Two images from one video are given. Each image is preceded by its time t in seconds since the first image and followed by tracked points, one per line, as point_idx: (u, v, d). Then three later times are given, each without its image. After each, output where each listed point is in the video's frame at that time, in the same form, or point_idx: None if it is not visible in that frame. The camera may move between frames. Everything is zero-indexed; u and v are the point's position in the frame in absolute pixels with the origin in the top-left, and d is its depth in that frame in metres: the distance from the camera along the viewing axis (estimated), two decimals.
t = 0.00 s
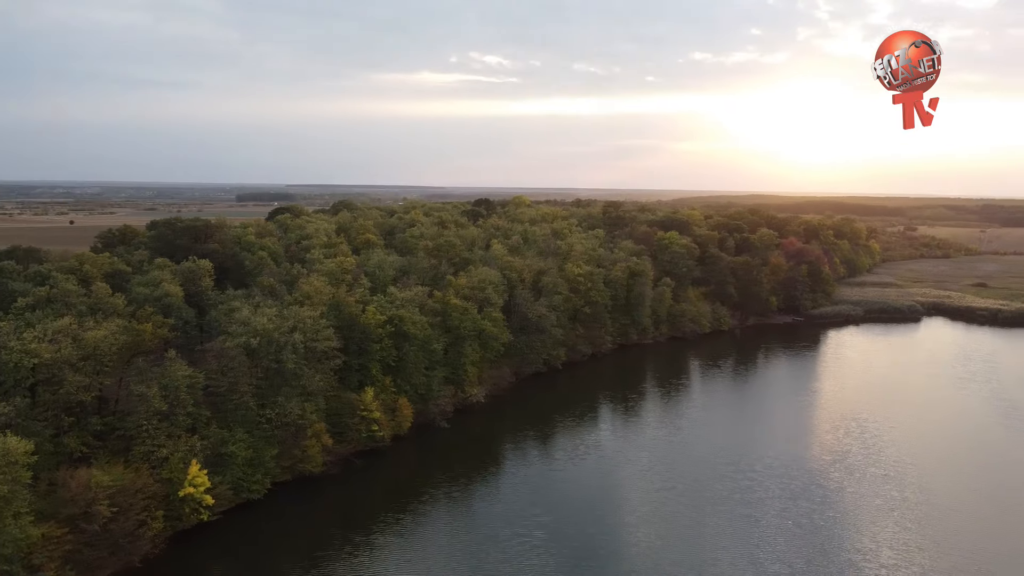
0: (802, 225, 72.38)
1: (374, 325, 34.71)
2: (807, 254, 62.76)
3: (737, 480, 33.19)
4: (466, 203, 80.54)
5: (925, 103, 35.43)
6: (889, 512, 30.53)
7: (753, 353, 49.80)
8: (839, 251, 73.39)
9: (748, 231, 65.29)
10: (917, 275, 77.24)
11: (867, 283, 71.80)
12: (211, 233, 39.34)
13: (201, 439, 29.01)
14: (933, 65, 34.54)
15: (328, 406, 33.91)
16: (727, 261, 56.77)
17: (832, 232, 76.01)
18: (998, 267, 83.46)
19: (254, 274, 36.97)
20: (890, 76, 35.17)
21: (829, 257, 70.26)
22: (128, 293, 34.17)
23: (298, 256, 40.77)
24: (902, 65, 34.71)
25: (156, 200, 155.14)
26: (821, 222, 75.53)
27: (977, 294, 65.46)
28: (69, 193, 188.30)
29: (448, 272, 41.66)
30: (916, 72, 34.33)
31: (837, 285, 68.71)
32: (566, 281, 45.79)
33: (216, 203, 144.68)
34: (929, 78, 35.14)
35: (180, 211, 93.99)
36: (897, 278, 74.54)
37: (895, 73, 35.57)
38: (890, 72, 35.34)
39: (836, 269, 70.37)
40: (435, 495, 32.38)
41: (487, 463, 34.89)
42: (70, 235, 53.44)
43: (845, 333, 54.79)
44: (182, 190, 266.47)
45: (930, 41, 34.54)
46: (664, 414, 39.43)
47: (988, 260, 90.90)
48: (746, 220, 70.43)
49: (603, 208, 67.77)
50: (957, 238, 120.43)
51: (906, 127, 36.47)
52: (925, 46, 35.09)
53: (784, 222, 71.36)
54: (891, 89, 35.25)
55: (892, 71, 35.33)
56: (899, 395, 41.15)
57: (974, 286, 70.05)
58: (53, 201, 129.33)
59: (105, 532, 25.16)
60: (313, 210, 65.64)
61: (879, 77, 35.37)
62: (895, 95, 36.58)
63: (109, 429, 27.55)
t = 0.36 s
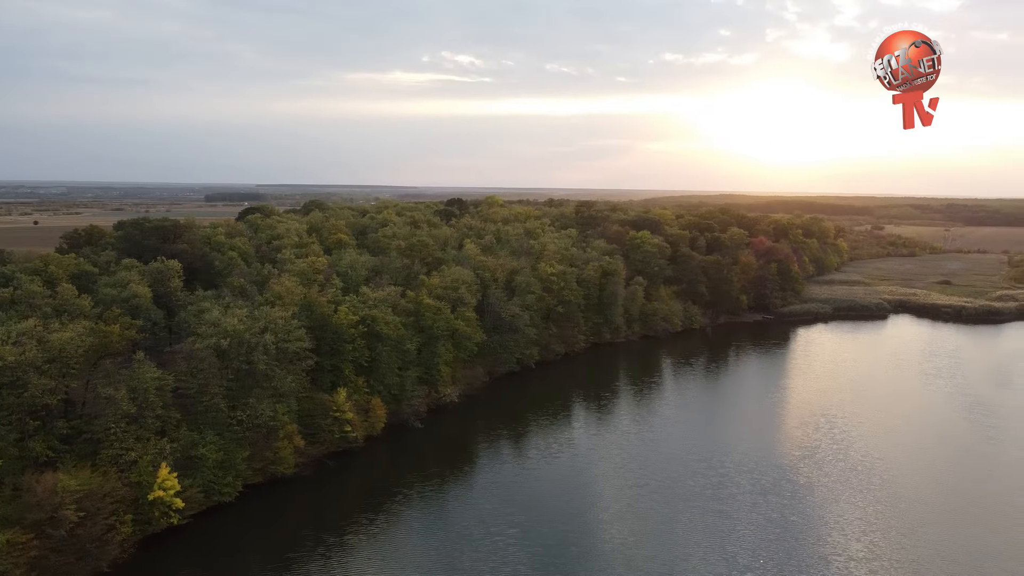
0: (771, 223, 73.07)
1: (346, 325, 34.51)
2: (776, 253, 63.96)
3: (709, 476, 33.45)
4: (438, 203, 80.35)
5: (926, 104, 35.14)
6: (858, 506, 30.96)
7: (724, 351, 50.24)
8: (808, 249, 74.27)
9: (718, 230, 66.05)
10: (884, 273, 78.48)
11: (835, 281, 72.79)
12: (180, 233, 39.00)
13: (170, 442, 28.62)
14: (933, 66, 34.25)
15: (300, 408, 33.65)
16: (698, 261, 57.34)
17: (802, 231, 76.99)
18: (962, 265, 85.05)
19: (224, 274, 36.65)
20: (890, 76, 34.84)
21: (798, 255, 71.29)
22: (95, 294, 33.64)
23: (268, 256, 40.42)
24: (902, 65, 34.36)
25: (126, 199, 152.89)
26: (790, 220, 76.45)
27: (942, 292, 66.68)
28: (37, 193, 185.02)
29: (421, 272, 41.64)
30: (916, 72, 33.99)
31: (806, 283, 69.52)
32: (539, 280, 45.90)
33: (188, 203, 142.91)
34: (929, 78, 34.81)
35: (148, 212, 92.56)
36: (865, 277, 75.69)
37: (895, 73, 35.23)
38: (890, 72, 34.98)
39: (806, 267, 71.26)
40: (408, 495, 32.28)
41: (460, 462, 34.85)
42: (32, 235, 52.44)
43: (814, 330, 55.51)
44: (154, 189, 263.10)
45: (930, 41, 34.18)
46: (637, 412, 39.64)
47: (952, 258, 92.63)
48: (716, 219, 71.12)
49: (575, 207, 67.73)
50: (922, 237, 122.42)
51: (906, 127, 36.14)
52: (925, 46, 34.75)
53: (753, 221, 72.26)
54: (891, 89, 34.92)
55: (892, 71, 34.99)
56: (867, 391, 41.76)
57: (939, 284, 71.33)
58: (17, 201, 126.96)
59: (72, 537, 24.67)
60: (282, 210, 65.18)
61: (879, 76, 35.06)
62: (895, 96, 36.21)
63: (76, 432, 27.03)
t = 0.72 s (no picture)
0: (739, 222, 74.16)
1: (315, 325, 34.24)
2: (744, 252, 64.41)
3: (679, 472, 33.73)
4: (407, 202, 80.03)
5: (926, 104, 34.49)
6: (824, 501, 31.40)
7: (693, 348, 50.69)
8: (775, 248, 75.24)
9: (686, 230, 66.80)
10: (849, 272, 79.82)
11: (801, 279, 73.88)
12: (145, 233, 38.48)
13: (136, 445, 28.13)
14: (933, 66, 33.65)
15: (269, 409, 33.29)
16: (666, 260, 57.95)
17: (768, 230, 77.98)
18: (923, 263, 86.79)
19: (191, 275, 36.25)
20: (890, 76, 34.22)
21: (765, 254, 72.20)
22: (57, 295, 33.02)
23: (236, 256, 40.02)
24: (902, 65, 33.75)
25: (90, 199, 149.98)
26: (758, 220, 76.93)
27: (905, 289, 67.97)
28: None
29: (391, 272, 41.49)
30: (915, 72, 33.44)
31: (773, 281, 70.40)
32: (510, 279, 45.97)
33: (156, 203, 140.59)
34: (929, 78, 34.17)
35: (105, 211, 90.83)
36: (830, 275, 76.88)
37: (895, 73, 34.54)
38: (889, 72, 34.37)
39: (772, 266, 72.20)
40: (378, 495, 32.15)
41: (431, 462, 34.77)
42: None
43: (781, 328, 56.26)
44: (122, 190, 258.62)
45: (930, 42, 33.53)
46: (607, 410, 39.84)
47: (914, 257, 94.47)
48: (685, 218, 72.05)
49: (545, 206, 67.85)
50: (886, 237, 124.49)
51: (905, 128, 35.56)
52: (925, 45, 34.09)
53: (721, 221, 73.32)
54: (890, 89, 34.33)
55: (891, 71, 34.36)
56: (833, 388, 42.38)
57: (901, 282, 72.75)
58: None
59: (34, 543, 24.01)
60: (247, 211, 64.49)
61: (879, 77, 34.44)
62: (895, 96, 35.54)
63: (38, 437, 26.43)
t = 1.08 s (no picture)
0: (707, 222, 75.10)
1: (284, 326, 33.93)
2: (712, 250, 65.81)
3: (648, 469, 33.95)
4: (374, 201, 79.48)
5: (925, 104, 34.68)
6: (792, 496, 31.79)
7: (663, 346, 51.11)
8: (742, 247, 76.14)
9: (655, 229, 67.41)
10: (814, 270, 81.03)
11: (768, 277, 74.87)
12: (109, 234, 37.96)
13: (100, 449, 27.55)
14: (933, 66, 33.72)
15: (237, 411, 32.86)
16: (636, 259, 58.43)
17: (736, 229, 78.93)
18: (886, 262, 88.52)
19: (156, 276, 35.89)
20: (890, 76, 34.32)
21: (732, 252, 72.99)
22: (17, 296, 32.38)
23: (202, 256, 39.64)
24: (902, 65, 33.89)
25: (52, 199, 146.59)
26: (725, 219, 78.24)
27: (869, 287, 69.17)
28: None
29: (360, 272, 41.28)
30: (915, 73, 33.54)
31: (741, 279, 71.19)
32: (480, 279, 45.96)
33: (120, 203, 137.91)
34: (929, 78, 34.19)
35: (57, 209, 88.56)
36: (795, 273, 77.97)
37: (894, 73, 34.66)
38: (889, 73, 34.45)
39: (740, 264, 73.05)
40: (349, 495, 31.96)
41: (402, 462, 34.64)
42: None
43: (748, 325, 56.95)
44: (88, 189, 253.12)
45: (930, 42, 33.59)
46: (578, 408, 40.00)
47: (877, 255, 96.21)
48: (654, 218, 73.05)
49: (516, 205, 67.94)
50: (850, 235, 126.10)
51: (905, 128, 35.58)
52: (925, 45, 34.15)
53: (689, 220, 74.47)
54: (891, 89, 34.38)
55: (891, 71, 34.47)
56: (800, 384, 42.93)
57: (865, 279, 74.06)
58: None
59: None
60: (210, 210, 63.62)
61: (878, 77, 34.54)
62: (894, 96, 35.55)
63: None
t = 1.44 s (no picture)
0: (676, 221, 75.87)
1: (252, 327, 33.54)
2: (680, 249, 65.83)
3: (619, 466, 34.14)
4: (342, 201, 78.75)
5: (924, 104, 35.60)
6: (760, 492, 32.14)
7: (633, 345, 51.46)
8: (710, 246, 76.91)
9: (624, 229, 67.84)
10: (781, 268, 82.19)
11: (736, 276, 75.76)
12: (71, 234, 37.23)
13: (63, 453, 26.97)
14: (932, 67, 34.69)
15: (205, 413, 32.39)
16: (606, 258, 58.80)
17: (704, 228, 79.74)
18: (851, 260, 90.08)
19: (120, 276, 35.35)
20: (890, 76, 35.27)
21: (701, 251, 73.72)
22: None
23: (168, 257, 39.17)
24: (902, 65, 34.91)
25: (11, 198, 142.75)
26: (693, 219, 78.96)
27: (834, 285, 70.28)
28: None
29: (330, 272, 41.03)
30: (915, 73, 34.50)
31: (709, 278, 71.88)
32: (450, 278, 45.94)
33: (83, 203, 134.75)
34: (929, 79, 35.14)
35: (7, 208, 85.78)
36: (763, 272, 79.02)
37: (895, 73, 35.62)
38: (889, 73, 35.43)
39: (708, 263, 73.79)
40: (319, 497, 31.74)
41: (372, 462, 34.47)
42: None
43: (717, 324, 57.52)
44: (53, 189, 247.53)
45: (930, 43, 34.59)
46: (549, 406, 40.12)
47: (842, 253, 97.84)
48: (623, 217, 73.57)
49: (486, 205, 67.94)
50: (816, 233, 127.65)
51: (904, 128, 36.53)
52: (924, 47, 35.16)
53: (658, 220, 75.04)
54: (891, 89, 35.32)
55: (891, 71, 35.44)
56: (767, 381, 43.45)
57: (830, 277, 75.37)
58: None
59: None
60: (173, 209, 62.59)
61: (879, 77, 35.48)
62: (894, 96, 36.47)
63: None
